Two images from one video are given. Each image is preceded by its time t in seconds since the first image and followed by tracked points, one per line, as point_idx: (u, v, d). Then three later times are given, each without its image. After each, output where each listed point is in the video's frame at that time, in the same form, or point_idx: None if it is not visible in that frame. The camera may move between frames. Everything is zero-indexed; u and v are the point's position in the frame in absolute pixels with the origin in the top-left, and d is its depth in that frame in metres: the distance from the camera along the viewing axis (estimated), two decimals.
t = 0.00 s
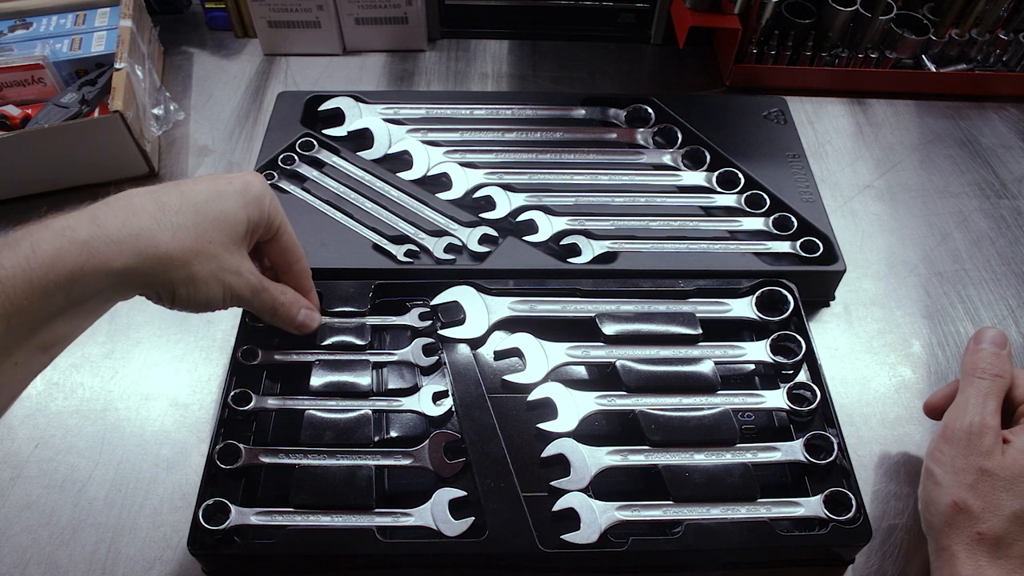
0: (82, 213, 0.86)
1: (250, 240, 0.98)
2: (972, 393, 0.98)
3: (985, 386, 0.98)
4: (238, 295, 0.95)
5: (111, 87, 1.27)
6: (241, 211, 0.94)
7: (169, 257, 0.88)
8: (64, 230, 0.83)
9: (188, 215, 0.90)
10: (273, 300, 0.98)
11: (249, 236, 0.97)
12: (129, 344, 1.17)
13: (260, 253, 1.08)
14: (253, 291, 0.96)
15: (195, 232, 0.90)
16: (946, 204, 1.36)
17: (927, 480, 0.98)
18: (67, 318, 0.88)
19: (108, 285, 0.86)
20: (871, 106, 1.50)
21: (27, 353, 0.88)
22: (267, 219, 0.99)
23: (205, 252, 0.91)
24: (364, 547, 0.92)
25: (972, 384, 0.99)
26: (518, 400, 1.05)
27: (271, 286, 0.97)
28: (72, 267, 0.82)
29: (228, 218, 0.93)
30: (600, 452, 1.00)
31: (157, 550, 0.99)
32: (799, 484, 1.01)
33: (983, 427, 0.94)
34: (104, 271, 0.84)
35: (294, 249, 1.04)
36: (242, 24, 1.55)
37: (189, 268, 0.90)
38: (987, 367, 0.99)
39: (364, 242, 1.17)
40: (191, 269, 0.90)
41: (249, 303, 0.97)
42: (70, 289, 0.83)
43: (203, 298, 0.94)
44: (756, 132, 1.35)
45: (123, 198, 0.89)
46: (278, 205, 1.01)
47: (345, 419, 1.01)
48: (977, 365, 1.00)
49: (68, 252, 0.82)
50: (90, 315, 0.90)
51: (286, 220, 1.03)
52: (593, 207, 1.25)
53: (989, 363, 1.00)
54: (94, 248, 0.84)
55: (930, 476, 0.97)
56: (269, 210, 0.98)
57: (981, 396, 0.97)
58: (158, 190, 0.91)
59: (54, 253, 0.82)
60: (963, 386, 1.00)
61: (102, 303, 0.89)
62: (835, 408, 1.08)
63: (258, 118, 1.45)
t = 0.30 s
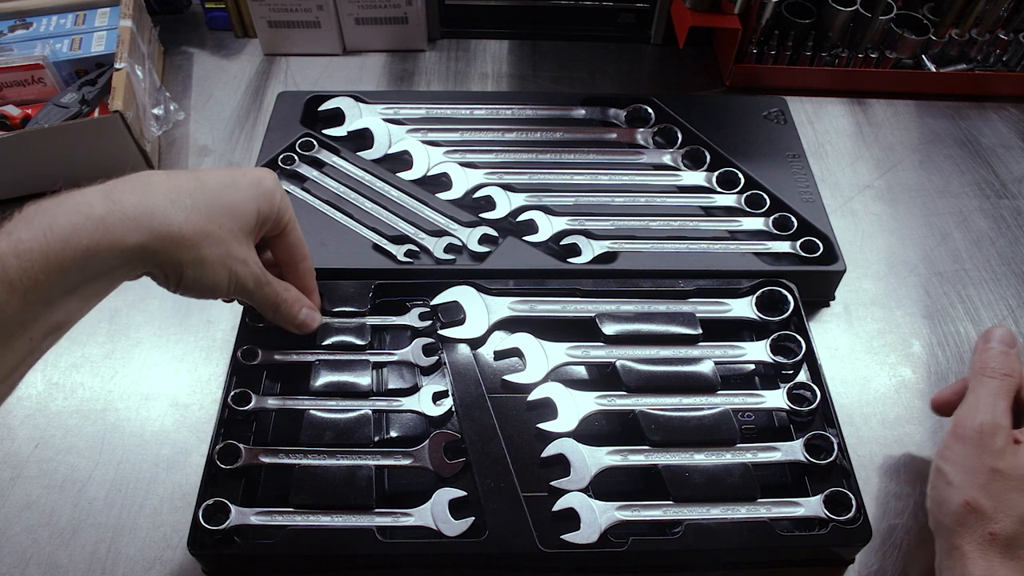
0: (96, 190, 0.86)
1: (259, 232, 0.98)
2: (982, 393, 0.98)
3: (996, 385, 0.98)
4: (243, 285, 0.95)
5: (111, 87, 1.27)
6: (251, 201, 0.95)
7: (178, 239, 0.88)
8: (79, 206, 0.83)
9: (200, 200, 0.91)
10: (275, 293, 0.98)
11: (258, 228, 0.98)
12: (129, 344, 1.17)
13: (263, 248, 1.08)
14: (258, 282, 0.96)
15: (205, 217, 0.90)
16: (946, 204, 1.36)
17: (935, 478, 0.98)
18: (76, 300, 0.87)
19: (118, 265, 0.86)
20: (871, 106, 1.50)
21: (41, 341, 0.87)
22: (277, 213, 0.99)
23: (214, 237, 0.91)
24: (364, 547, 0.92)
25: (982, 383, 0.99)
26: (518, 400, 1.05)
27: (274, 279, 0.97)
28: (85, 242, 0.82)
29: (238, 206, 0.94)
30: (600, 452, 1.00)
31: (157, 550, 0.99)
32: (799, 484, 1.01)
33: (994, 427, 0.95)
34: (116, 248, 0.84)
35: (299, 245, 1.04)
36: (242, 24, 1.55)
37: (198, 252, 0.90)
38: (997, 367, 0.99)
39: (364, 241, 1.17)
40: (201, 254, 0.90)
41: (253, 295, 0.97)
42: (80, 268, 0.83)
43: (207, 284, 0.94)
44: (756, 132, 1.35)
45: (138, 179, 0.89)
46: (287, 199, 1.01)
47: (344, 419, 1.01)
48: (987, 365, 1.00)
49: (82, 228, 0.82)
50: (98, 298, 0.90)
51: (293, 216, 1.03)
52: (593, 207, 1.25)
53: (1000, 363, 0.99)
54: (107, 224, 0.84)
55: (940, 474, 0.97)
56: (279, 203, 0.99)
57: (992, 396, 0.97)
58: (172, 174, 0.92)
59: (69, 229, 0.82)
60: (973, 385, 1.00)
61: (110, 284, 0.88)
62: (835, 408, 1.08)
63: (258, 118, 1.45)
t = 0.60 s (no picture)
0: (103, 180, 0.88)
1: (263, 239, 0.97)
2: None
3: None
4: (236, 289, 0.94)
5: (111, 87, 1.27)
6: (256, 209, 0.94)
7: (173, 238, 0.88)
8: (81, 193, 0.85)
9: (202, 202, 0.90)
10: (269, 296, 0.97)
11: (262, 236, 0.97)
12: (129, 344, 1.17)
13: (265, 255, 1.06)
14: (251, 287, 0.95)
15: (204, 220, 0.90)
16: (946, 204, 1.36)
17: None
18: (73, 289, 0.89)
19: (114, 255, 0.88)
20: (871, 106, 1.50)
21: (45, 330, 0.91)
22: (284, 226, 0.98)
23: (211, 240, 0.90)
24: (364, 547, 0.92)
25: None
26: (518, 400, 1.05)
27: (270, 283, 0.97)
28: (81, 230, 0.84)
29: (240, 213, 0.92)
30: (600, 452, 1.00)
31: (157, 549, 0.99)
32: (799, 484, 1.01)
33: None
34: (109, 239, 0.86)
35: (304, 255, 1.03)
36: (242, 24, 1.55)
37: (190, 253, 0.89)
38: None
39: (364, 242, 1.17)
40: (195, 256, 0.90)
41: (246, 299, 0.96)
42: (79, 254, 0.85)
43: (200, 285, 0.93)
44: (756, 132, 1.35)
45: (146, 173, 0.91)
46: (296, 211, 1.00)
47: (344, 419, 1.01)
48: None
49: (80, 216, 0.84)
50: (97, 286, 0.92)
51: (302, 227, 1.02)
52: (593, 207, 1.25)
53: None
54: (104, 214, 0.85)
55: None
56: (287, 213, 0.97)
57: None
58: (180, 173, 0.92)
59: (68, 215, 0.84)
60: None
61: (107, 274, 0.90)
62: (835, 408, 1.08)
63: (258, 119, 1.45)
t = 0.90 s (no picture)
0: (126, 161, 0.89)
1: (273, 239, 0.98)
2: None
3: None
4: (239, 285, 0.94)
5: (111, 87, 1.27)
6: (269, 209, 0.94)
7: (183, 226, 0.89)
8: (101, 170, 0.87)
9: (216, 195, 0.91)
10: (270, 295, 0.97)
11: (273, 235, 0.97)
12: (129, 344, 1.17)
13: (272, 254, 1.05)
14: (254, 284, 0.95)
15: (216, 211, 0.90)
16: (946, 204, 1.36)
17: None
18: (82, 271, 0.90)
19: (124, 237, 0.89)
20: (871, 106, 1.50)
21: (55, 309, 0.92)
22: (297, 233, 0.97)
23: (220, 233, 0.91)
24: (364, 547, 0.92)
25: None
26: (518, 400, 1.05)
27: (274, 281, 0.97)
28: (96, 209, 0.85)
29: (253, 211, 0.93)
30: (600, 452, 1.00)
31: (157, 549, 0.99)
32: (799, 484, 1.01)
33: None
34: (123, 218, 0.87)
35: (314, 261, 1.03)
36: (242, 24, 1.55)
37: (197, 242, 0.90)
38: None
39: (364, 241, 1.17)
40: (202, 247, 0.90)
41: (248, 295, 0.96)
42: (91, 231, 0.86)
43: (204, 277, 0.93)
44: (756, 132, 1.35)
45: (168, 161, 0.92)
46: (310, 217, 0.99)
47: (344, 419, 1.01)
48: None
49: (97, 192, 0.85)
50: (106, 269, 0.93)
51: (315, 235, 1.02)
52: (593, 207, 1.25)
53: None
54: (120, 194, 0.86)
55: None
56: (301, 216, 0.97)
57: None
58: (200, 164, 0.93)
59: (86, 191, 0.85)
60: None
61: (115, 258, 0.91)
62: (835, 408, 1.08)
63: (258, 118, 1.45)
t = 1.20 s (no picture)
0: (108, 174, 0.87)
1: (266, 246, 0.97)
2: None
3: None
4: (232, 294, 0.94)
5: (111, 87, 1.27)
6: (261, 219, 0.93)
7: (170, 240, 0.87)
8: (84, 183, 0.84)
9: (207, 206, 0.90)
10: (267, 301, 0.97)
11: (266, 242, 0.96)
12: (129, 344, 1.17)
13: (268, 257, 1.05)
14: (248, 292, 0.95)
15: (205, 223, 0.89)
16: (946, 204, 1.36)
17: None
18: (66, 285, 0.88)
19: (110, 250, 0.87)
20: (871, 106, 1.50)
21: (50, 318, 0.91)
22: (290, 240, 0.97)
23: (210, 245, 0.89)
24: (364, 547, 0.92)
25: None
26: (517, 400, 1.05)
27: (269, 288, 0.97)
28: (80, 225, 0.83)
29: (245, 221, 0.92)
30: (600, 452, 1.00)
31: (156, 549, 0.99)
32: (799, 484, 1.01)
33: None
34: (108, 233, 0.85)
35: (311, 265, 1.03)
36: (242, 24, 1.55)
37: (186, 255, 0.88)
38: None
39: (364, 241, 1.17)
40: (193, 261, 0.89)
41: (242, 303, 0.96)
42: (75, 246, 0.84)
43: (195, 288, 0.92)
44: (756, 132, 1.35)
45: (154, 170, 0.90)
46: (305, 223, 0.99)
47: (344, 419, 1.01)
48: None
49: (80, 208, 0.83)
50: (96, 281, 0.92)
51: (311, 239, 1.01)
52: (593, 207, 1.25)
53: None
54: (103, 208, 0.84)
55: None
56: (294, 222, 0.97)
57: None
58: (186, 174, 0.91)
59: (68, 206, 0.83)
60: None
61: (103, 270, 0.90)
62: (835, 408, 1.08)
63: (258, 118, 1.45)
